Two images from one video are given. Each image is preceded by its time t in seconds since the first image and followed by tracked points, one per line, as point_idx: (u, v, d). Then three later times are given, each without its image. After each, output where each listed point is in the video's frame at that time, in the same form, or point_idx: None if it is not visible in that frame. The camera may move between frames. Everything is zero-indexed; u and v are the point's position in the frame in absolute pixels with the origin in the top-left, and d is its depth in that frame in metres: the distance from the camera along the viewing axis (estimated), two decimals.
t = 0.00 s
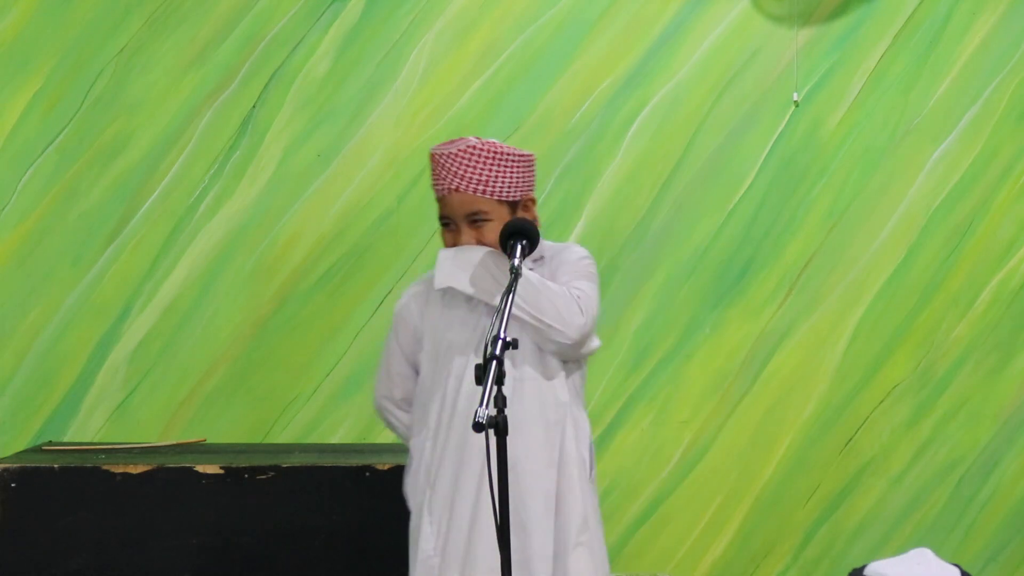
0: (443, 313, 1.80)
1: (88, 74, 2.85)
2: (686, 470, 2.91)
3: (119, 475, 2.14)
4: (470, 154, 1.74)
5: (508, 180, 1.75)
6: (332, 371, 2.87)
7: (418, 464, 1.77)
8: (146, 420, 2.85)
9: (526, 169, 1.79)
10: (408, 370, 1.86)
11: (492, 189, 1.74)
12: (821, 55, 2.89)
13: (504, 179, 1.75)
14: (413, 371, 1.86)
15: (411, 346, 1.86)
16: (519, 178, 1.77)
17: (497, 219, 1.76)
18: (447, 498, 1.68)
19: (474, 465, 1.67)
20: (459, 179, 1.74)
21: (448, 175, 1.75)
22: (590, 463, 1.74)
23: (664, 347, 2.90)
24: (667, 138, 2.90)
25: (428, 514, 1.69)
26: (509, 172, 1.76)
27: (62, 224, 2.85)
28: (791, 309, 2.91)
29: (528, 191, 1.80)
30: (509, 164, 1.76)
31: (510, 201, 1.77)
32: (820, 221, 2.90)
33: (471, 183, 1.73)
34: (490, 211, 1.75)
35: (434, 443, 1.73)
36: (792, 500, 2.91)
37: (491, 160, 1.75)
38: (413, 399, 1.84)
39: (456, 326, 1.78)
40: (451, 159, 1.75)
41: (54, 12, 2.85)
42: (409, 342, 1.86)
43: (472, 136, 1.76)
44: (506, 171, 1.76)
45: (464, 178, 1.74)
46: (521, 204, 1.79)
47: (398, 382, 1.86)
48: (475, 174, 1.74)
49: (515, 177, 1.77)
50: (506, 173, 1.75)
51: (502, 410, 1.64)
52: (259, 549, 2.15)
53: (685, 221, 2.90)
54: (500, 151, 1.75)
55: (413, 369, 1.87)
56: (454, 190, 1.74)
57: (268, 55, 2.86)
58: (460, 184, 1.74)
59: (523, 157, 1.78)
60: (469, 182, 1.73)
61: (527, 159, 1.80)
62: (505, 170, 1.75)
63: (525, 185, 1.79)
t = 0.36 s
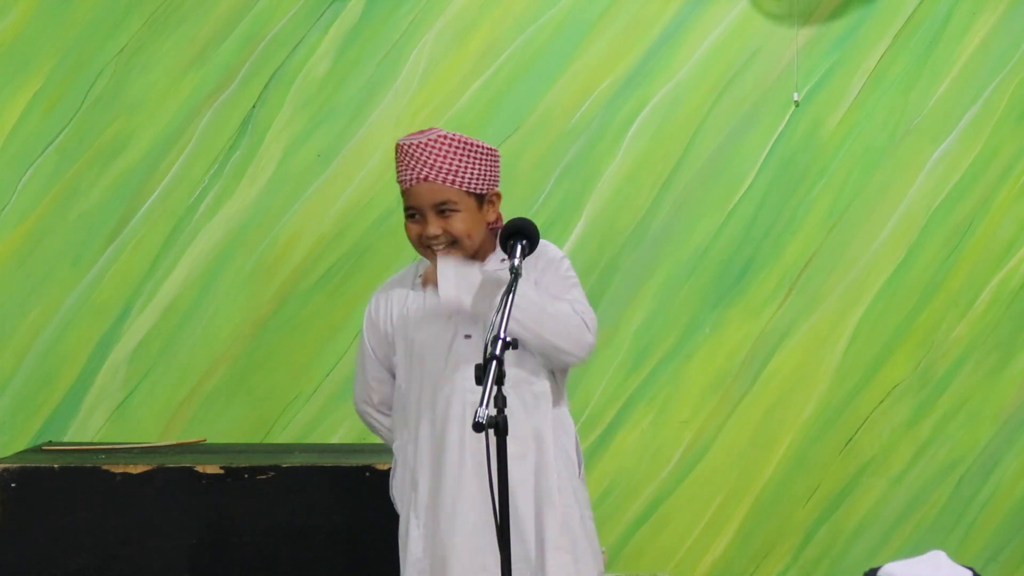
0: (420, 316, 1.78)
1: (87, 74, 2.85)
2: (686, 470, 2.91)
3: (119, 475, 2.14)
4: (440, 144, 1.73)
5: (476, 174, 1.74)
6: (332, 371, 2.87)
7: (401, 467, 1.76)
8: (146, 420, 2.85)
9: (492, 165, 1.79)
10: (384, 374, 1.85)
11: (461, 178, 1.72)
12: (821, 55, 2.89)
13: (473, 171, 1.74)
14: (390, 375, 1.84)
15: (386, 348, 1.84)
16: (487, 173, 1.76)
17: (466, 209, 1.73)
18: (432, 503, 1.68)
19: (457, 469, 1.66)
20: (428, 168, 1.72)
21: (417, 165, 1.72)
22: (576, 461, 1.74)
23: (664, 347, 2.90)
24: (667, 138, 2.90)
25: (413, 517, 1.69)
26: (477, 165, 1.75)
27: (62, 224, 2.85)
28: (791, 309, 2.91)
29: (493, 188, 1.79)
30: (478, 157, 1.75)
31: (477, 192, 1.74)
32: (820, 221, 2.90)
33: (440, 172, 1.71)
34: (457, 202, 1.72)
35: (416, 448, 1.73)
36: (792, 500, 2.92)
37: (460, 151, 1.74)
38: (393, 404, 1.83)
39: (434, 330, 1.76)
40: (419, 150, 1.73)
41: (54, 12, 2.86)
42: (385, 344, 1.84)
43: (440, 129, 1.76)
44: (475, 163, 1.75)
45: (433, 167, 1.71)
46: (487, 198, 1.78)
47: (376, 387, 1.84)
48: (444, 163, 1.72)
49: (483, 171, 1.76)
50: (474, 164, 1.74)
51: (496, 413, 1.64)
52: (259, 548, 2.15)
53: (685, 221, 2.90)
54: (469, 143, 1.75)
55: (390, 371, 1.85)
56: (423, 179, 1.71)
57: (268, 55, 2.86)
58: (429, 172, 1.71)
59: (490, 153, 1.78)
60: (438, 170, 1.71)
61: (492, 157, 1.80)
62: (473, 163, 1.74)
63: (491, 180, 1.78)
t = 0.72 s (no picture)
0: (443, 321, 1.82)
1: (87, 74, 2.85)
2: (686, 470, 2.91)
3: (119, 475, 2.14)
4: (436, 142, 1.75)
5: (472, 167, 1.73)
6: (332, 371, 2.87)
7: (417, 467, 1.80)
8: (146, 420, 2.85)
9: (496, 157, 1.75)
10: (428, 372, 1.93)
11: (453, 173, 1.72)
12: (821, 55, 2.89)
13: (469, 164, 1.72)
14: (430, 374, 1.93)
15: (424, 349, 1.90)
16: (486, 165, 1.73)
17: (463, 204, 1.71)
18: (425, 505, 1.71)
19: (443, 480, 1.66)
20: (426, 168, 1.74)
21: (419, 166, 1.76)
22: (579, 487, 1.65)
23: (664, 347, 2.90)
24: (667, 138, 2.90)
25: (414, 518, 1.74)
26: (475, 158, 1.73)
27: (62, 223, 2.85)
28: (791, 309, 2.91)
29: (500, 181, 1.75)
30: (475, 150, 1.73)
31: (475, 186, 1.72)
32: (820, 221, 2.90)
33: (434, 169, 1.73)
34: (452, 197, 1.71)
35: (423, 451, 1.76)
36: (792, 500, 2.91)
37: (455, 146, 1.73)
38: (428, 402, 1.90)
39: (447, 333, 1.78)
40: (421, 151, 1.77)
41: (54, 12, 2.85)
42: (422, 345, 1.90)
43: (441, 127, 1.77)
44: (473, 157, 1.73)
45: (429, 165, 1.74)
46: (491, 192, 1.74)
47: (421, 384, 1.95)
48: (439, 160, 1.73)
49: (481, 164, 1.73)
50: (469, 157, 1.73)
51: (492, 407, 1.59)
52: (259, 548, 2.15)
53: (685, 221, 2.90)
54: (466, 137, 1.74)
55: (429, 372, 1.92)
56: (422, 179, 1.74)
57: (268, 56, 2.86)
58: (426, 172, 1.74)
59: (493, 145, 1.75)
60: (433, 168, 1.73)
61: (499, 149, 1.76)
62: (469, 157, 1.73)
63: (494, 173, 1.74)
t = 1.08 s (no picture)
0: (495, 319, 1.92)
1: (87, 74, 2.85)
2: (686, 471, 2.90)
3: (119, 475, 2.14)
4: (505, 135, 1.88)
5: (538, 163, 1.85)
6: (332, 371, 2.87)
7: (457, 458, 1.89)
8: (146, 420, 2.85)
9: (561, 155, 1.88)
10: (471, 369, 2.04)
11: (518, 167, 1.85)
12: (821, 55, 2.89)
13: (534, 160, 1.85)
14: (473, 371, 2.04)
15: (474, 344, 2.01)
16: (551, 162, 1.86)
17: (524, 198, 1.84)
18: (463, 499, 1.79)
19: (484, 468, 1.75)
20: (494, 160, 1.88)
21: (487, 157, 1.90)
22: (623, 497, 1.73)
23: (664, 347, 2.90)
24: (667, 138, 2.90)
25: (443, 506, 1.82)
26: (542, 155, 1.86)
27: (62, 223, 2.85)
28: (791, 309, 2.91)
29: (563, 179, 1.87)
30: (541, 147, 1.86)
31: (539, 181, 1.85)
32: (820, 221, 2.90)
33: (501, 162, 1.86)
34: (516, 190, 1.84)
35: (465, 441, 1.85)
36: (792, 500, 2.91)
37: (522, 142, 1.87)
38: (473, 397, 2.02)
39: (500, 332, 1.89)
40: (491, 143, 1.90)
41: (54, 12, 2.85)
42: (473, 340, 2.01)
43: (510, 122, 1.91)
44: (539, 153, 1.86)
45: (496, 158, 1.87)
46: (554, 188, 1.86)
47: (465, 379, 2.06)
48: (506, 153, 1.87)
49: (547, 161, 1.86)
50: (535, 153, 1.86)
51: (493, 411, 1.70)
52: (259, 548, 2.15)
53: (686, 221, 2.89)
54: (534, 133, 1.87)
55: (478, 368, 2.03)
56: (489, 170, 1.88)
57: (268, 56, 2.86)
58: (493, 163, 1.87)
59: (559, 144, 1.88)
60: (499, 161, 1.86)
61: (565, 148, 1.89)
62: (535, 152, 1.86)
63: (558, 171, 1.87)
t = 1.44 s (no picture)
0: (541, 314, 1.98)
1: (87, 74, 2.85)
2: (686, 470, 2.91)
3: (119, 475, 2.14)
4: (558, 135, 1.97)
5: (591, 167, 1.96)
6: (332, 371, 2.87)
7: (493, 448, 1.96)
8: (146, 420, 2.85)
9: (613, 160, 1.99)
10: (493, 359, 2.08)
11: (572, 170, 1.95)
12: (821, 54, 2.89)
13: (589, 165, 1.96)
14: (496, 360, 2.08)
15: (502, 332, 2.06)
16: (604, 167, 1.97)
17: (577, 202, 1.94)
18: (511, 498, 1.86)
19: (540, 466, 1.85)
20: (546, 160, 1.97)
21: (539, 156, 1.98)
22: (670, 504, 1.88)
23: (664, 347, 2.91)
24: (667, 138, 2.90)
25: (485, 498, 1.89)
26: (596, 160, 1.96)
27: (62, 223, 2.85)
28: (791, 309, 2.91)
29: (616, 185, 1.98)
30: (596, 151, 1.97)
31: (593, 186, 1.95)
32: (820, 221, 2.90)
33: (555, 164, 1.95)
34: (570, 194, 1.94)
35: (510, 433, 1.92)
36: (792, 500, 2.91)
37: (576, 145, 1.96)
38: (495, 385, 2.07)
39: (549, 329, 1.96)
40: (544, 141, 1.99)
41: (54, 12, 2.85)
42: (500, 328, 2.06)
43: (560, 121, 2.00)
44: (593, 158, 1.96)
45: (550, 158, 1.96)
46: (606, 194, 1.97)
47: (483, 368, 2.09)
48: (560, 154, 1.96)
49: (601, 166, 1.97)
50: (590, 157, 1.96)
51: (494, 411, 1.78)
52: (259, 548, 2.15)
53: (686, 221, 2.89)
54: (588, 137, 1.97)
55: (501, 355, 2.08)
56: (542, 170, 1.97)
57: (268, 55, 2.86)
58: (546, 163, 1.96)
59: (612, 149, 1.99)
60: (554, 162, 1.95)
61: (616, 152, 2.00)
62: (590, 157, 1.96)
63: (611, 177, 1.98)
